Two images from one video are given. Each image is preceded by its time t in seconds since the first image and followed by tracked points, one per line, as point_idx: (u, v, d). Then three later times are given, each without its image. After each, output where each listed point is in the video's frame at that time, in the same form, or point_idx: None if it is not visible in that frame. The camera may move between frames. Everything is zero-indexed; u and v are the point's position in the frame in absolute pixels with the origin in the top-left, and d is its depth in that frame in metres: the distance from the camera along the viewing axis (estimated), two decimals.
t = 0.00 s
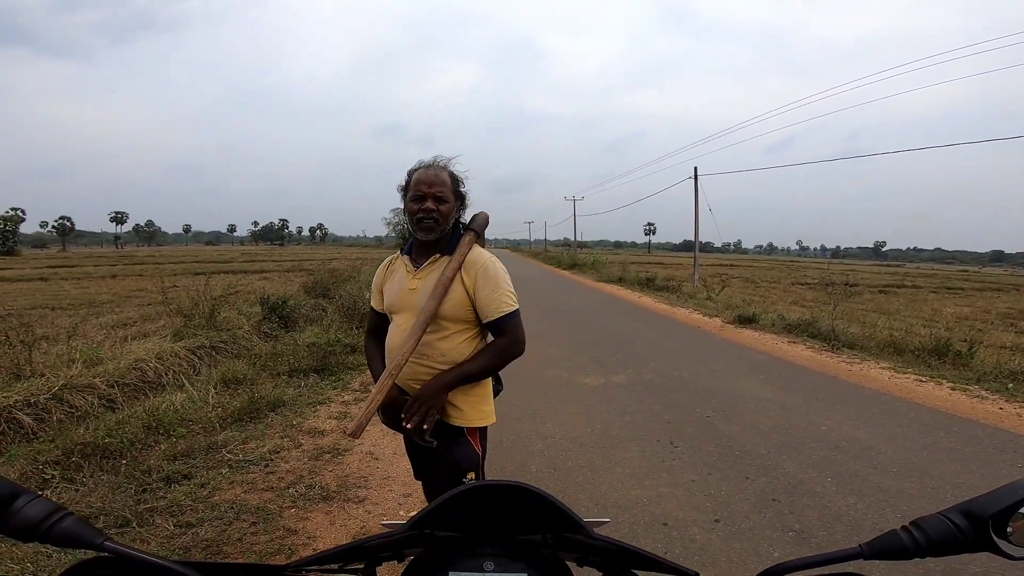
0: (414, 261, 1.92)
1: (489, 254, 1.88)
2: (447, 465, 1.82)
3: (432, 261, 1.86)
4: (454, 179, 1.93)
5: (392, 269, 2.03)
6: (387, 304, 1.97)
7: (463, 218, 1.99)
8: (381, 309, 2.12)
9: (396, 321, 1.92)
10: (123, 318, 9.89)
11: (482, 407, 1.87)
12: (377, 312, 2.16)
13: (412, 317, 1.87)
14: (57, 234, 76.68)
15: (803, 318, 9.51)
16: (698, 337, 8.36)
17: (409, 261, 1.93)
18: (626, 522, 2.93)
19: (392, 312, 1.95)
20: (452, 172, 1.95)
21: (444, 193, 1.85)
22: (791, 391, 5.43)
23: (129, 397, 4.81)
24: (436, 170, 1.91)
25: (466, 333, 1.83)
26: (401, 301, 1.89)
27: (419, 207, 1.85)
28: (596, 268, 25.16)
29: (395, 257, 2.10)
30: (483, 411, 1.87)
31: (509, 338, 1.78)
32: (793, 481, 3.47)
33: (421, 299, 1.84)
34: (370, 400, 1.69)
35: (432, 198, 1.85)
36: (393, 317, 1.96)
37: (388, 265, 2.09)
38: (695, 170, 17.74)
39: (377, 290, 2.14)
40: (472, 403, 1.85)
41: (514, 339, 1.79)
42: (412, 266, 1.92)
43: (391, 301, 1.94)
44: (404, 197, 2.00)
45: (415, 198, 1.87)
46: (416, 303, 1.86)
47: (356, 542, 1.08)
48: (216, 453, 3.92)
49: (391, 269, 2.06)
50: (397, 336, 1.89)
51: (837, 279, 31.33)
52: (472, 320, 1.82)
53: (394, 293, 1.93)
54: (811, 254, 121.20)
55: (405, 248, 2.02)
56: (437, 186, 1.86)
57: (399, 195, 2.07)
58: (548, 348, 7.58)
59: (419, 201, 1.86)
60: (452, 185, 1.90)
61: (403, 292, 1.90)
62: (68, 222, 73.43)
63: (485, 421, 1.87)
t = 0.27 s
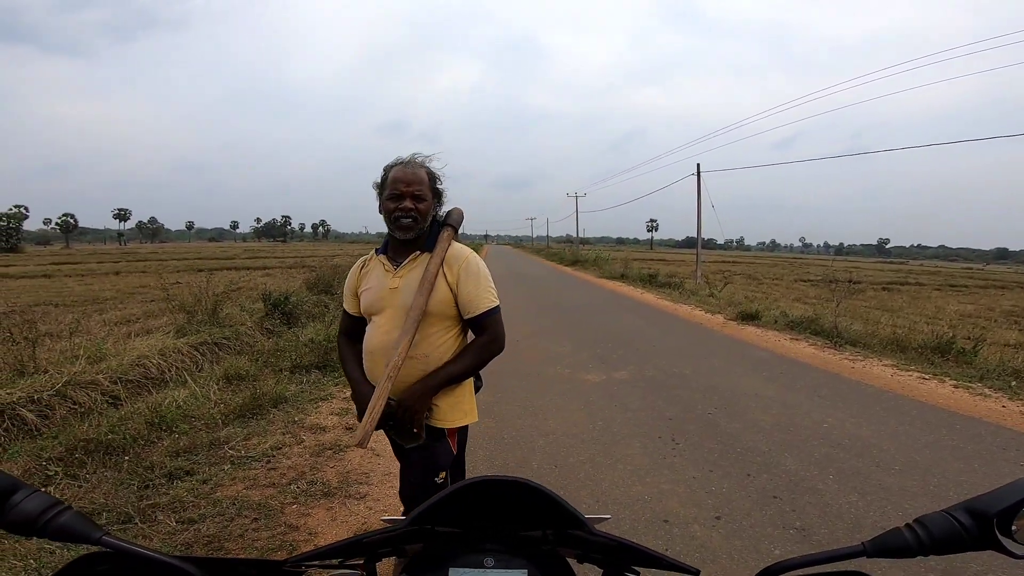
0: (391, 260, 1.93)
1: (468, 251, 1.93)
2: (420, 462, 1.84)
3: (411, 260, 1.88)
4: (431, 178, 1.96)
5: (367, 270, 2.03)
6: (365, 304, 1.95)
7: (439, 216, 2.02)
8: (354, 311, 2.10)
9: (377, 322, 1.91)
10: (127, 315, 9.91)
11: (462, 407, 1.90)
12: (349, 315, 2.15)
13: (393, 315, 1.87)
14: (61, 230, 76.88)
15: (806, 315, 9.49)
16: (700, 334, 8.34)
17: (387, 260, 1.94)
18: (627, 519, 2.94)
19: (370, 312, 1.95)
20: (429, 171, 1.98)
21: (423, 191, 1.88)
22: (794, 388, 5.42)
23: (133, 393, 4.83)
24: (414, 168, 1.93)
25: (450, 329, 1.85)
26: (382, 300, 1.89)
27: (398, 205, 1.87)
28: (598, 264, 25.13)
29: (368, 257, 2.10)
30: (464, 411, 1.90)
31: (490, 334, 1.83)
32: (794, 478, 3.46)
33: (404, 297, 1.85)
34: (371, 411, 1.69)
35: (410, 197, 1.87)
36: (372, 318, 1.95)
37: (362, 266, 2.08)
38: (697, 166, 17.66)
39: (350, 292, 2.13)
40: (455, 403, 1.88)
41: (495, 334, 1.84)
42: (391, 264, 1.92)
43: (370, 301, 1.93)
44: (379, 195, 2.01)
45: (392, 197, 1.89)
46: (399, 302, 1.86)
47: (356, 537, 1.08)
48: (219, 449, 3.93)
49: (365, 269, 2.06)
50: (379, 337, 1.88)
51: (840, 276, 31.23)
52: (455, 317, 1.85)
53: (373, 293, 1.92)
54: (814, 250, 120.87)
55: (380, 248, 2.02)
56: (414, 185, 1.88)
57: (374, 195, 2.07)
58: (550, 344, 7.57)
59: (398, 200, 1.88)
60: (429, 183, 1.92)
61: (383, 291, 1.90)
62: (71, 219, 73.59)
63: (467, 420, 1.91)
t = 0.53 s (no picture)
0: (370, 258, 1.93)
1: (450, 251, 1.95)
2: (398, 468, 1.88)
3: (392, 259, 1.89)
4: (416, 175, 1.97)
5: (344, 267, 2.02)
6: (341, 304, 1.94)
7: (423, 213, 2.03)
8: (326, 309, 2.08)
9: (354, 321, 1.90)
10: (130, 312, 9.94)
11: (438, 414, 1.91)
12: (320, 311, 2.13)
13: (370, 314, 1.87)
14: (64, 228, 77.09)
15: (809, 312, 9.47)
16: (703, 331, 8.33)
17: (365, 258, 1.94)
18: (628, 516, 2.94)
19: (346, 311, 1.94)
20: (414, 168, 1.98)
21: (407, 189, 1.89)
22: (797, 386, 5.41)
23: (136, 390, 4.84)
24: (399, 165, 1.94)
25: (428, 332, 1.86)
26: (360, 300, 1.89)
27: (381, 203, 1.87)
28: (600, 261, 25.11)
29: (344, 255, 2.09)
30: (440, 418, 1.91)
31: (471, 338, 1.84)
32: (797, 475, 3.46)
33: (382, 296, 1.86)
34: (349, 415, 1.68)
35: (393, 194, 1.88)
36: (347, 316, 1.94)
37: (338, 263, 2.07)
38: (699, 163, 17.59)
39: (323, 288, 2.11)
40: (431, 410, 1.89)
41: (476, 338, 1.84)
42: (369, 263, 1.93)
43: (346, 300, 1.93)
44: (363, 190, 2.02)
45: (375, 193, 1.90)
46: (377, 302, 1.86)
47: (357, 534, 1.08)
48: (222, 446, 3.94)
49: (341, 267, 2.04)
50: (356, 338, 1.88)
51: (843, 273, 31.16)
52: (434, 320, 1.86)
53: (350, 292, 1.92)
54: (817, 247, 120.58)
55: (359, 245, 2.02)
56: (398, 182, 1.89)
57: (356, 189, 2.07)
58: (552, 341, 7.57)
59: (381, 197, 1.89)
60: (413, 180, 1.93)
61: (360, 289, 1.89)
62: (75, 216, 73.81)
63: (443, 427, 1.92)
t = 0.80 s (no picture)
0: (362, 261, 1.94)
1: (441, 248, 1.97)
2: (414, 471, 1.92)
3: (386, 259, 1.91)
4: (402, 173, 1.98)
5: (334, 272, 2.03)
6: (337, 308, 1.96)
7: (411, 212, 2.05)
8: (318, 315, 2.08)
9: (352, 325, 1.92)
10: (150, 313, 10.11)
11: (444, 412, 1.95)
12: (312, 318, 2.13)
13: (368, 317, 1.89)
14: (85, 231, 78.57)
15: (826, 309, 9.34)
16: (718, 329, 8.25)
17: (357, 261, 1.96)
18: (642, 515, 2.92)
19: (342, 316, 1.96)
20: (401, 166, 1.99)
21: (393, 188, 1.91)
22: (814, 384, 5.34)
23: (156, 390, 4.92)
24: (385, 164, 1.95)
25: (428, 331, 1.89)
26: (357, 303, 1.91)
27: (369, 204, 1.89)
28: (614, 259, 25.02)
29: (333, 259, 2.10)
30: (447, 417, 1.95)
31: (471, 334, 1.87)
32: (814, 475, 3.41)
33: (378, 298, 1.88)
34: (359, 418, 1.66)
35: (381, 193, 1.90)
36: (343, 321, 1.96)
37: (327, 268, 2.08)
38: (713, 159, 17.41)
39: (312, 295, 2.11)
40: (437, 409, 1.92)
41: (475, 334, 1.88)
42: (362, 266, 1.94)
43: (341, 304, 1.94)
44: (350, 190, 2.03)
45: (362, 193, 1.91)
46: (374, 303, 1.88)
47: (367, 531, 1.10)
48: (239, 445, 3.98)
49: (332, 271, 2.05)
50: (356, 342, 1.90)
51: (861, 269, 30.73)
52: (432, 318, 1.89)
53: (345, 295, 1.93)
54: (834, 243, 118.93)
55: (349, 247, 2.04)
56: (386, 182, 1.90)
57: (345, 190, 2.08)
58: (565, 339, 7.55)
59: (369, 197, 1.90)
60: (400, 179, 1.95)
61: (355, 293, 1.91)
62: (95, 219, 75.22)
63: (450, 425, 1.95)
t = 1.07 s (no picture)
0: (372, 259, 1.95)
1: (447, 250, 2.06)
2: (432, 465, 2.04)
3: (398, 259, 1.95)
4: (408, 172, 2.00)
5: (339, 269, 2.00)
6: (349, 307, 1.96)
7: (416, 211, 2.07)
8: (318, 314, 2.03)
9: (369, 323, 1.95)
10: (184, 312, 10.39)
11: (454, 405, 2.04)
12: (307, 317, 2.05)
13: (388, 314, 1.94)
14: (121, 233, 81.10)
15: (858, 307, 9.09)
16: (746, 328, 8.10)
17: (366, 259, 1.96)
18: (666, 515, 2.89)
19: (356, 314, 1.96)
20: (406, 165, 2.01)
21: (399, 188, 1.93)
22: (846, 384, 5.22)
23: (189, 387, 5.05)
24: (390, 163, 1.96)
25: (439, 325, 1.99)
26: (373, 301, 1.94)
27: (376, 203, 1.91)
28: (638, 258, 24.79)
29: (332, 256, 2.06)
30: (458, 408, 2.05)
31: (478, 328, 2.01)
32: (845, 476, 3.33)
33: (398, 295, 1.93)
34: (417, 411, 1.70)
35: (386, 193, 1.92)
36: (357, 319, 1.97)
37: (328, 265, 2.03)
38: (741, 155, 17.13)
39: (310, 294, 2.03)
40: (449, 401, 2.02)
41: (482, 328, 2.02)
42: (374, 263, 1.96)
43: (356, 302, 1.95)
44: (356, 191, 2.05)
45: (368, 194, 1.92)
46: (392, 300, 1.93)
47: (391, 529, 1.11)
48: (267, 442, 4.07)
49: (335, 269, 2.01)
50: (376, 339, 1.94)
51: (895, 267, 29.89)
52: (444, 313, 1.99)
53: (359, 293, 1.94)
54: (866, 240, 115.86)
55: (352, 247, 2.03)
56: (390, 181, 1.92)
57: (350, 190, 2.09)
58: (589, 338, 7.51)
59: (374, 197, 1.92)
60: (405, 179, 1.97)
61: (372, 291, 1.93)
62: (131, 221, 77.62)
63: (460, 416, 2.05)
